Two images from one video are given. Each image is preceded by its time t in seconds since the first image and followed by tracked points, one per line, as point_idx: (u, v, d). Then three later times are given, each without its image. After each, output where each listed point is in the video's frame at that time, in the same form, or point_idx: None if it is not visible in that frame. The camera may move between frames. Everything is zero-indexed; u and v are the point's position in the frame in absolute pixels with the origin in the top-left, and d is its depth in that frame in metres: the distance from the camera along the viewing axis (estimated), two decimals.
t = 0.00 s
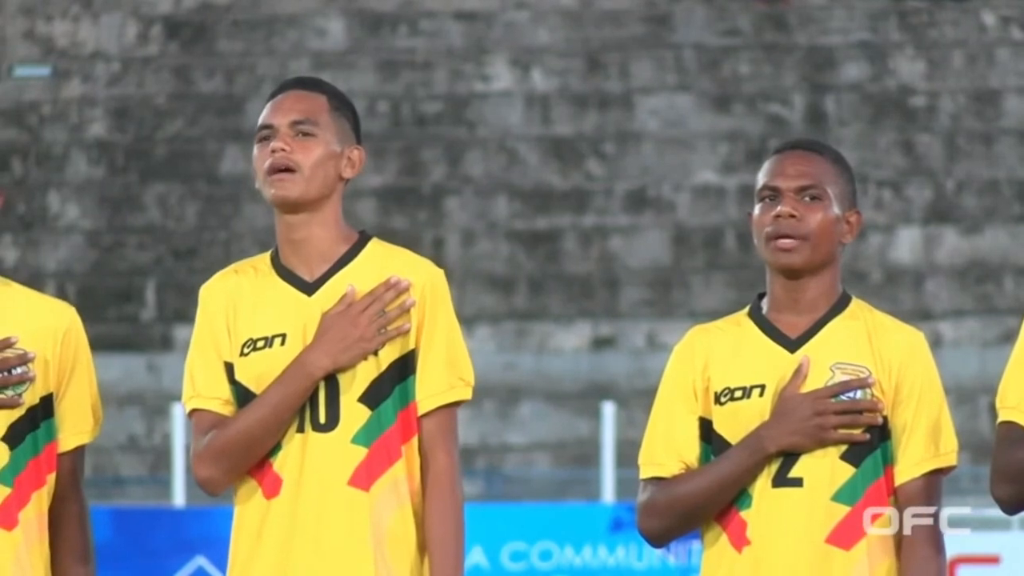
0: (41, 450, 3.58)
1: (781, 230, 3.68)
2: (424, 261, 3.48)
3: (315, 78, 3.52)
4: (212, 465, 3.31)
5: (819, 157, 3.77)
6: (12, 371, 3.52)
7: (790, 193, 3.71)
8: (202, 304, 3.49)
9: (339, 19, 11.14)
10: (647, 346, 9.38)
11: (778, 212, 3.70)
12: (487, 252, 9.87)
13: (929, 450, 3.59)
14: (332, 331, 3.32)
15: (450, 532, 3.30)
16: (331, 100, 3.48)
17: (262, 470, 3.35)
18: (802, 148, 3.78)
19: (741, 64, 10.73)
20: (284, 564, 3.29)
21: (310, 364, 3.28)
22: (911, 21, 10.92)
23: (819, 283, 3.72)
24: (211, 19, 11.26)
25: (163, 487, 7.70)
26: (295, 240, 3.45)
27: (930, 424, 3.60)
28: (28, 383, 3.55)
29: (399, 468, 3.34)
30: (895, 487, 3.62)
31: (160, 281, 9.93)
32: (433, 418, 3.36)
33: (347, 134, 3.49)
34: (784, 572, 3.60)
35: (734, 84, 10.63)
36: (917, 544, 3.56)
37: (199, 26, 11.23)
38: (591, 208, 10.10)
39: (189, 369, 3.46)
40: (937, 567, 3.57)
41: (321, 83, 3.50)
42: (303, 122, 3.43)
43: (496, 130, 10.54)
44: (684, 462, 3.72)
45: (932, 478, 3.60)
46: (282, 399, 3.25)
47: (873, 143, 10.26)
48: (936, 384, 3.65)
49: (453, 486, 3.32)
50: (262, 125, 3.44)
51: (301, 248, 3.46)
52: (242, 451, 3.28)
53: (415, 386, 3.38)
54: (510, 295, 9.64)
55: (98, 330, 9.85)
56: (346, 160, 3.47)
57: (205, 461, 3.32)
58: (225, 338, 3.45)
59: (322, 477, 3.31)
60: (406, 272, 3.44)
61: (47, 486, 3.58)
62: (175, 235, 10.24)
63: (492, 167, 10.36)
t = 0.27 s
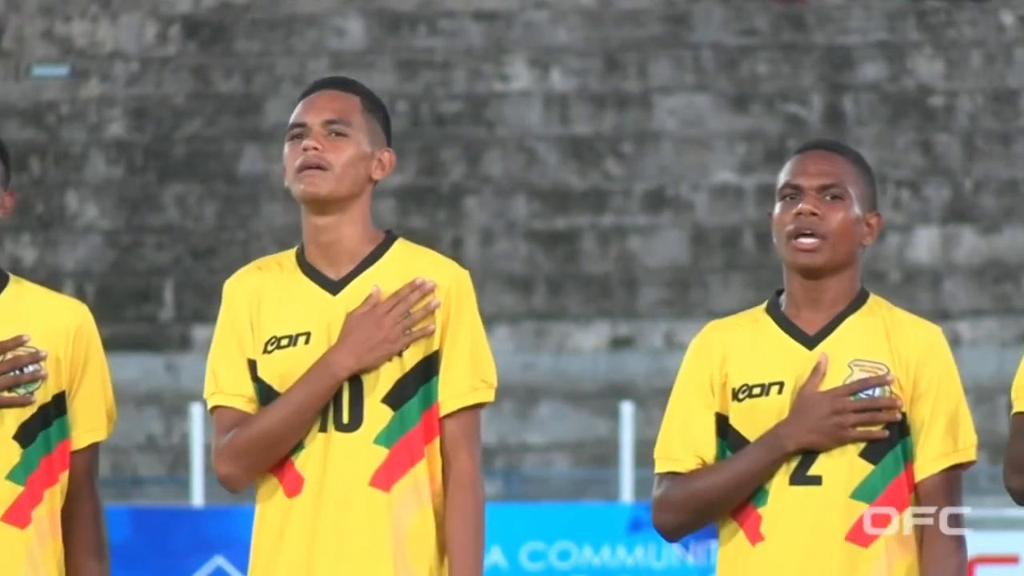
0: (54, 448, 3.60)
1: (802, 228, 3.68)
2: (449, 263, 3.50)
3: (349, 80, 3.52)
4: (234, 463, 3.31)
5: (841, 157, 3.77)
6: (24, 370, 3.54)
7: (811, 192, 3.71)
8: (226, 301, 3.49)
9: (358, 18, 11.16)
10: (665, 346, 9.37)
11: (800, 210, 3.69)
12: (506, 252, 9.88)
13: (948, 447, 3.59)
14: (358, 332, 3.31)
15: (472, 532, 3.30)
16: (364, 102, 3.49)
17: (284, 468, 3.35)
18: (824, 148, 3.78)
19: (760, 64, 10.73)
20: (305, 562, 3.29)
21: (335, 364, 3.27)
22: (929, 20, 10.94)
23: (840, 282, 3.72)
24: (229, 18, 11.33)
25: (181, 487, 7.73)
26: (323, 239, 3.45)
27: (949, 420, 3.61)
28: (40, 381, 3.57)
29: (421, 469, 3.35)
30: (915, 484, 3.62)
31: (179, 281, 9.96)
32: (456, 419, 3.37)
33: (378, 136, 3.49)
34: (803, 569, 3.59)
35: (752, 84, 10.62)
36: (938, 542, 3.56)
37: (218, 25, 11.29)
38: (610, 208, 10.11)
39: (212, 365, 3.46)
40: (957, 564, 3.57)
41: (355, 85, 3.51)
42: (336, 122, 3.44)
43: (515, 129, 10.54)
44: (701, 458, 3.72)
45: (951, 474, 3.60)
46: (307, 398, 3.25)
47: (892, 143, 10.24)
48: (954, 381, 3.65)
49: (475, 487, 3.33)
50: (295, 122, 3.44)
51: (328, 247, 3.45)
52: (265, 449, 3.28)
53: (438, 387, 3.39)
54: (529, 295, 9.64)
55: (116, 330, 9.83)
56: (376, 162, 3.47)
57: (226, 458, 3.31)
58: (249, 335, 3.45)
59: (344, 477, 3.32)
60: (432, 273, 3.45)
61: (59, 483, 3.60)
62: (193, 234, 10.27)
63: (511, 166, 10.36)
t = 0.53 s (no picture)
0: (68, 448, 3.59)
1: (816, 231, 3.68)
2: (481, 262, 3.44)
3: (385, 81, 3.47)
4: (260, 456, 3.24)
5: (854, 160, 3.77)
6: (38, 370, 3.53)
7: (824, 194, 3.71)
8: (258, 295, 3.43)
9: (372, 18, 11.17)
10: (679, 346, 9.37)
11: (813, 213, 3.69)
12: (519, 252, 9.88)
13: (962, 450, 3.60)
14: (388, 328, 3.25)
15: (499, 535, 3.24)
16: (402, 104, 3.43)
17: (309, 463, 3.29)
18: (837, 151, 3.78)
19: (773, 64, 10.72)
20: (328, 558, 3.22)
21: (364, 359, 3.21)
22: (943, 20, 10.94)
23: (854, 283, 3.72)
24: (242, 18, 11.34)
25: (194, 487, 7.75)
26: (358, 239, 3.38)
27: (964, 423, 3.62)
28: (55, 381, 3.57)
29: (448, 468, 3.29)
30: (929, 486, 3.63)
31: (192, 280, 10.01)
32: (486, 419, 3.31)
33: (415, 139, 3.44)
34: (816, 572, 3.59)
35: (766, 84, 10.62)
36: (953, 544, 3.58)
37: (231, 26, 11.30)
38: (623, 208, 10.12)
39: (241, 357, 3.39)
40: (971, 567, 3.58)
41: (390, 86, 3.45)
42: (374, 125, 3.38)
43: (529, 129, 10.54)
44: (715, 459, 3.72)
45: (966, 477, 3.61)
46: (335, 393, 3.18)
47: (904, 143, 10.27)
48: (969, 383, 3.66)
49: (504, 488, 3.27)
50: (332, 124, 3.38)
51: (362, 245, 3.39)
52: (292, 442, 3.21)
53: (468, 387, 3.33)
54: (542, 295, 9.64)
55: (130, 330, 9.86)
56: (413, 165, 3.42)
57: (253, 452, 3.25)
58: (281, 329, 3.38)
59: (371, 473, 3.25)
60: (463, 272, 3.39)
61: (73, 483, 3.59)
62: (207, 234, 10.30)
63: (525, 166, 10.36)
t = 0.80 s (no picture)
0: (92, 448, 3.62)
1: (830, 230, 3.69)
2: (530, 263, 3.46)
3: (436, 79, 3.47)
4: (308, 454, 3.28)
5: (870, 159, 3.77)
6: (61, 369, 3.56)
7: (839, 193, 3.72)
8: (309, 294, 3.46)
9: (390, 18, 11.19)
10: (698, 346, 9.37)
11: (827, 212, 3.70)
12: (539, 251, 9.86)
13: (982, 450, 3.60)
14: (433, 327, 3.28)
15: (544, 536, 3.25)
16: (452, 103, 3.44)
17: (355, 461, 3.32)
18: (854, 150, 3.78)
19: (792, 64, 10.71)
20: (371, 555, 3.25)
21: (408, 358, 3.23)
22: (962, 20, 10.94)
23: (871, 282, 3.73)
24: (260, 18, 11.29)
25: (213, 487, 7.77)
26: (410, 240, 3.41)
27: (983, 423, 3.62)
28: (78, 380, 3.60)
29: (493, 469, 3.32)
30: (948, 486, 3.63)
31: (212, 280, 10.07)
32: (531, 420, 3.32)
33: (466, 139, 3.44)
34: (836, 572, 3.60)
35: (785, 83, 10.61)
36: (971, 544, 3.58)
37: (250, 26, 11.26)
38: (642, 208, 10.14)
39: (293, 358, 3.43)
40: (990, 567, 3.58)
41: (442, 83, 3.46)
42: (425, 127, 3.39)
43: (547, 129, 10.54)
44: (736, 460, 3.73)
45: (985, 477, 3.61)
46: (379, 391, 3.21)
47: (923, 143, 10.28)
48: (988, 383, 3.66)
49: (550, 490, 3.28)
50: (383, 125, 3.40)
51: (414, 245, 3.42)
52: (337, 440, 3.24)
53: (513, 387, 3.34)
54: (562, 294, 9.63)
55: (150, 329, 9.89)
56: (463, 165, 3.43)
57: (301, 449, 3.28)
58: (330, 327, 3.42)
59: (416, 473, 3.28)
60: (511, 273, 3.41)
61: (97, 483, 3.62)
62: (226, 234, 10.33)
63: (544, 166, 10.36)
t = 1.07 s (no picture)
0: (126, 447, 3.75)
1: (854, 226, 3.73)
2: (604, 275, 3.75)
3: (525, 90, 3.78)
4: (379, 462, 3.59)
5: (895, 157, 3.80)
6: (96, 369, 3.69)
7: (863, 190, 3.76)
8: (384, 300, 3.79)
9: (421, 18, 11.19)
10: (728, 345, 9.37)
11: (850, 209, 3.74)
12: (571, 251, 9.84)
13: (1010, 449, 3.63)
14: (505, 341, 3.57)
15: (614, 544, 3.57)
16: (539, 115, 3.75)
17: (431, 468, 3.64)
18: (879, 149, 3.81)
19: (823, 63, 10.69)
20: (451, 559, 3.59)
21: (481, 373, 3.54)
22: (992, 20, 10.91)
23: (898, 281, 3.76)
24: (291, 17, 11.33)
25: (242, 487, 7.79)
26: (487, 247, 3.73)
27: (1011, 424, 3.65)
28: (112, 380, 3.72)
29: (566, 477, 3.64)
30: (976, 486, 3.65)
31: (242, 282, 10.12)
32: (602, 432, 3.63)
33: (550, 150, 3.75)
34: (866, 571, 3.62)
35: (815, 83, 10.61)
36: (1000, 544, 3.58)
37: (280, 24, 11.30)
38: (673, 207, 10.15)
39: (369, 363, 3.75)
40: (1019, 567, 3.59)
41: (531, 96, 3.77)
42: (511, 138, 3.70)
43: (578, 128, 10.52)
44: (765, 460, 3.75)
45: (1013, 477, 3.63)
46: (452, 403, 3.52)
47: (954, 142, 10.32)
48: (1016, 383, 3.69)
49: (617, 499, 3.59)
50: (471, 132, 3.71)
51: (488, 255, 3.73)
52: (412, 451, 3.56)
53: (584, 399, 3.66)
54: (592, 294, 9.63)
55: (181, 329, 9.96)
56: (546, 176, 3.74)
57: (375, 457, 3.60)
58: (405, 333, 3.74)
59: (492, 481, 3.61)
60: (584, 287, 3.71)
61: (131, 482, 3.75)
62: (257, 234, 10.37)
63: (575, 166, 10.34)
